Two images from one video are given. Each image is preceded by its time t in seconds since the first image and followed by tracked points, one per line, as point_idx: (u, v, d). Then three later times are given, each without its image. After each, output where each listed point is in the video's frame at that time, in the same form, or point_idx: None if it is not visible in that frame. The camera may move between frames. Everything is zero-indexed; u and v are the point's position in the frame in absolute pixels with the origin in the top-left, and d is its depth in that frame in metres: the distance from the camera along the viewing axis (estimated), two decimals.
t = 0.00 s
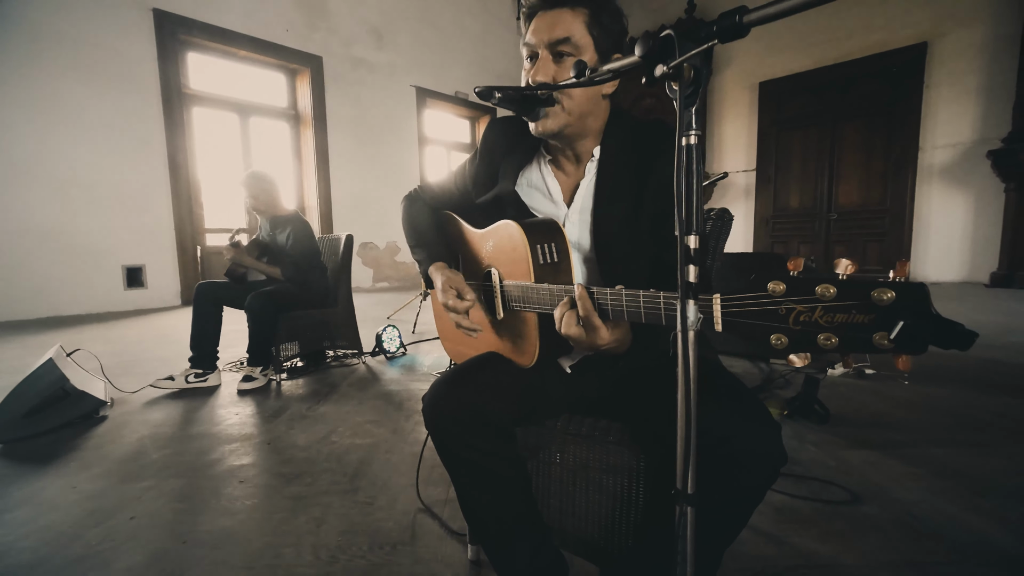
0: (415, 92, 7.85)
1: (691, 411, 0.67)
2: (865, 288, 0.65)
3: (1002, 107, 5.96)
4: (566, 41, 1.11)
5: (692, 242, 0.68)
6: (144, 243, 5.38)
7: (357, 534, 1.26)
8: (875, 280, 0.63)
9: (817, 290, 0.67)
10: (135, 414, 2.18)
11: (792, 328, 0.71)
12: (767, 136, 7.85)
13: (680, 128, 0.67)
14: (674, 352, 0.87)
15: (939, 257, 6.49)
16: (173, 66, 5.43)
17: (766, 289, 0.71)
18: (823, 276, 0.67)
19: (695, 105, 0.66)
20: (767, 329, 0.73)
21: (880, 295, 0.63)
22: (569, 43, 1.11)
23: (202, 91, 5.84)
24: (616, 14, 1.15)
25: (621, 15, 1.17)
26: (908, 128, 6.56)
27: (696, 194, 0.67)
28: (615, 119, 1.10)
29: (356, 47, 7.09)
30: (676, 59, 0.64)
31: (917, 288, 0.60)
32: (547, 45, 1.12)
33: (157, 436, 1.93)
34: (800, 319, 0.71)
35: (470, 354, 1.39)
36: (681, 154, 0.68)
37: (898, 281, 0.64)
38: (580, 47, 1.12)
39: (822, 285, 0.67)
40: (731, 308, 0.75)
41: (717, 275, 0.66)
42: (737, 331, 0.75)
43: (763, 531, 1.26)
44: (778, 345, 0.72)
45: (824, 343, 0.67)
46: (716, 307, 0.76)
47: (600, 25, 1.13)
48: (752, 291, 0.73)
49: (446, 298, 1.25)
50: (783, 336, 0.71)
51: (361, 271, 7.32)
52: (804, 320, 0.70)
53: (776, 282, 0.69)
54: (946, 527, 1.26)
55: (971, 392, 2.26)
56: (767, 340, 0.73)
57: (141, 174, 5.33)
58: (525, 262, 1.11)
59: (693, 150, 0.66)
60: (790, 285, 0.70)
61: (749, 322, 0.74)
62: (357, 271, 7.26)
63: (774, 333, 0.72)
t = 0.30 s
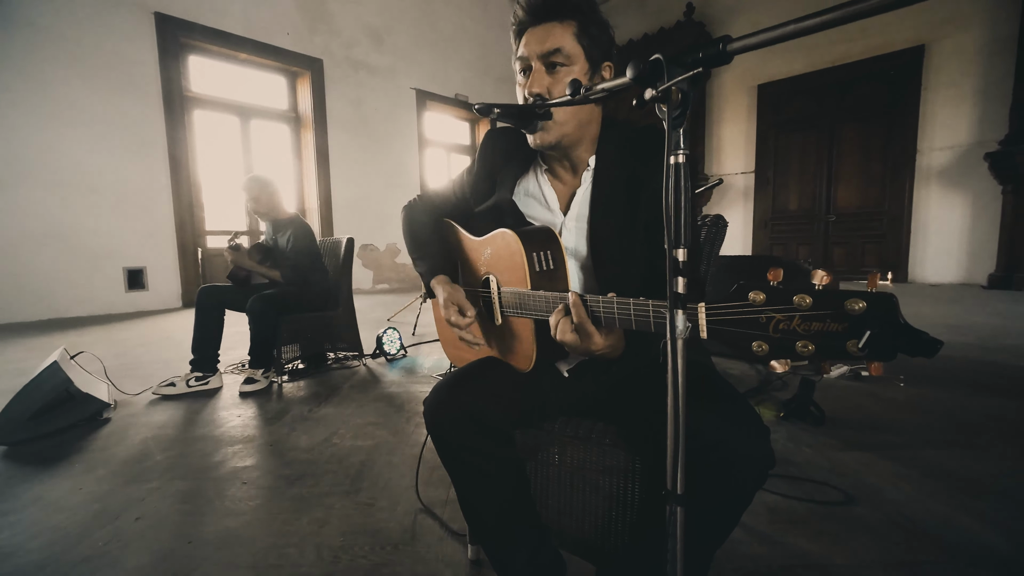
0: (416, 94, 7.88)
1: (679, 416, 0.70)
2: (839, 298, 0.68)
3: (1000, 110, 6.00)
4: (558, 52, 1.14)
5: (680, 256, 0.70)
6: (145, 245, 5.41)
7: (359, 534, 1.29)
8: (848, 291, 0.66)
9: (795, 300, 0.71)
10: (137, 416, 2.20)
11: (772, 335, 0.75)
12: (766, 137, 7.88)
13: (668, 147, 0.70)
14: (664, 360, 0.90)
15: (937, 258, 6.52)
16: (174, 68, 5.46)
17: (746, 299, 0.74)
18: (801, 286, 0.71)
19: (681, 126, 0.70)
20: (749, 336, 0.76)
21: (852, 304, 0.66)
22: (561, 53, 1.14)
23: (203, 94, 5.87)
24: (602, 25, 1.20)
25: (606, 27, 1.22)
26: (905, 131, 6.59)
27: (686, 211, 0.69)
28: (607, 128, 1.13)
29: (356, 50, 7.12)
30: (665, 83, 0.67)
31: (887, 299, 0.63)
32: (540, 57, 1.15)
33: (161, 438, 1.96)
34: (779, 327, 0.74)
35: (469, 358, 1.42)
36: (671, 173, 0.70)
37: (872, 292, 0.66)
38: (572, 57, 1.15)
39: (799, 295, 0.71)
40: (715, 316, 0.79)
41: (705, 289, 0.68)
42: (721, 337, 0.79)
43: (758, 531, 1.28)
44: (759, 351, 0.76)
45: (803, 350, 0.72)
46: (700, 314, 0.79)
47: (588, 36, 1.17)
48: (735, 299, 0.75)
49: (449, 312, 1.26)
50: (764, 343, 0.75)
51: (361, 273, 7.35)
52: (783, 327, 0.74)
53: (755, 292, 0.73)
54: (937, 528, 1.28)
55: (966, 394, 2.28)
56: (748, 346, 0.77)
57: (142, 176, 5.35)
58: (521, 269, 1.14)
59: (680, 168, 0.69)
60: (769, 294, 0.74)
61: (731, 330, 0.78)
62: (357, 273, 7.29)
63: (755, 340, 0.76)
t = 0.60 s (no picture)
0: (416, 97, 7.91)
1: (676, 419, 0.72)
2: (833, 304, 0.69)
3: (998, 113, 6.03)
4: (555, 63, 1.16)
5: (676, 265, 0.71)
6: (146, 248, 5.43)
7: (361, 535, 1.30)
8: (840, 298, 0.68)
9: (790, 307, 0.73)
10: (141, 419, 2.22)
11: (768, 340, 0.77)
12: (764, 140, 7.91)
13: (666, 160, 0.72)
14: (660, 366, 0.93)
15: (936, 260, 6.56)
16: (175, 72, 5.48)
17: (744, 305, 0.76)
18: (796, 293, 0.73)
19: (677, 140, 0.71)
20: (746, 342, 0.79)
21: (846, 312, 0.68)
22: (558, 64, 1.17)
23: (204, 97, 5.90)
24: (593, 33, 1.22)
25: (598, 33, 1.25)
26: (904, 133, 6.62)
27: (682, 222, 0.71)
28: (605, 134, 1.16)
29: (356, 53, 7.15)
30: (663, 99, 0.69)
31: (878, 306, 0.65)
32: (537, 69, 1.17)
33: (164, 441, 1.97)
34: (775, 332, 0.76)
35: (470, 362, 1.43)
36: (669, 186, 0.72)
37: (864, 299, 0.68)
38: (568, 66, 1.18)
39: (794, 302, 0.73)
40: (713, 322, 0.81)
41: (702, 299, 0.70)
42: (719, 342, 0.81)
43: (756, 533, 1.30)
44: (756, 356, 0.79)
45: (797, 355, 0.73)
46: (698, 320, 0.82)
47: (582, 44, 1.20)
48: (731, 306, 0.78)
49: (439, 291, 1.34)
50: (760, 348, 0.77)
51: (362, 275, 7.36)
52: (779, 333, 0.76)
53: (751, 299, 0.75)
54: (932, 529, 1.30)
55: (963, 396, 2.30)
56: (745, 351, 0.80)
57: (143, 179, 5.37)
58: (523, 274, 1.16)
59: (678, 182, 0.70)
60: (764, 300, 0.76)
61: (730, 335, 0.80)
62: (358, 275, 7.30)
63: (752, 345, 0.78)
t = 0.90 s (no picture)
0: (415, 100, 7.94)
1: (669, 429, 0.73)
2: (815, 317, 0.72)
3: (995, 117, 6.06)
4: (550, 76, 1.18)
5: (668, 281, 0.72)
6: (145, 250, 5.43)
7: (360, 541, 1.31)
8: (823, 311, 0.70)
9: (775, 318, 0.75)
10: (140, 423, 2.22)
11: (754, 351, 0.79)
12: (763, 143, 7.94)
13: (656, 177, 0.73)
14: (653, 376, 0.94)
15: (934, 263, 6.58)
16: (176, 75, 5.50)
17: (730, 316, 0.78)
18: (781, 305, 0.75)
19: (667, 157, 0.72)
20: (732, 352, 0.80)
21: (828, 324, 0.71)
22: (553, 77, 1.18)
23: (203, 100, 5.91)
24: (587, 46, 1.24)
25: (591, 47, 1.27)
26: (901, 136, 6.65)
27: (672, 237, 0.72)
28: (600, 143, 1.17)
29: (356, 56, 7.17)
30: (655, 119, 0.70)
31: (858, 320, 0.68)
32: (533, 82, 1.19)
33: (163, 445, 1.98)
34: (760, 343, 0.78)
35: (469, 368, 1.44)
36: (661, 203, 0.73)
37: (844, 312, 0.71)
38: (563, 78, 1.19)
39: (778, 314, 0.75)
40: (700, 332, 0.82)
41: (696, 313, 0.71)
42: (706, 353, 0.83)
43: (752, 537, 1.31)
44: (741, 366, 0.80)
45: (781, 365, 0.75)
46: (687, 331, 0.82)
47: (576, 57, 1.22)
48: (717, 318, 0.79)
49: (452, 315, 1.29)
50: (746, 359, 0.79)
51: (361, 278, 7.37)
52: (764, 344, 0.78)
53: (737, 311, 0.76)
54: (926, 533, 1.31)
55: (959, 400, 2.31)
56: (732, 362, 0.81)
57: (143, 181, 5.38)
58: (519, 283, 1.18)
59: (668, 200, 0.71)
60: (750, 312, 0.77)
61: (716, 346, 0.81)
62: (357, 278, 7.31)
63: (738, 356, 0.80)
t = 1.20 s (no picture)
0: (415, 103, 7.96)
1: (658, 437, 0.75)
2: (800, 327, 0.74)
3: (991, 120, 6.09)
4: (548, 86, 1.19)
5: (657, 288, 0.75)
6: (145, 253, 5.45)
7: (358, 544, 1.32)
8: (809, 320, 0.73)
9: (762, 327, 0.77)
10: (140, 426, 2.23)
11: (742, 359, 0.81)
12: (761, 146, 7.97)
13: (646, 189, 0.75)
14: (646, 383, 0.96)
15: (931, 265, 6.60)
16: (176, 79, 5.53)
17: (718, 324, 0.80)
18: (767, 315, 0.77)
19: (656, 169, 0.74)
20: (720, 360, 0.82)
21: (813, 332, 0.73)
22: (552, 87, 1.20)
23: (203, 104, 5.94)
24: (582, 55, 1.27)
25: (585, 56, 1.29)
26: (899, 139, 6.67)
27: (661, 248, 0.74)
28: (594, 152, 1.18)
29: (356, 60, 7.20)
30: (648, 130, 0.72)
31: (843, 331, 0.70)
32: (532, 91, 1.20)
33: (163, 449, 1.99)
34: (749, 351, 0.80)
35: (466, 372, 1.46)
36: (650, 213, 0.75)
37: (830, 321, 0.73)
38: (561, 87, 1.21)
39: (765, 323, 0.77)
40: (690, 340, 0.83)
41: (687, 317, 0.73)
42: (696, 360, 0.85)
43: (747, 541, 1.31)
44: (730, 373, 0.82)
45: (768, 373, 0.77)
46: (677, 337, 0.84)
47: (573, 66, 1.23)
48: (706, 327, 0.80)
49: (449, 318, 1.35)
50: (734, 366, 0.80)
51: (361, 280, 7.38)
52: (752, 352, 0.80)
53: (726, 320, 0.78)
54: (921, 537, 1.31)
55: (955, 403, 2.32)
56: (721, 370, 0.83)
57: (143, 184, 5.40)
58: (514, 288, 1.19)
59: (660, 213, 0.73)
60: (738, 321, 0.79)
61: (706, 353, 0.83)
62: (357, 281, 7.32)
63: (727, 363, 0.81)
